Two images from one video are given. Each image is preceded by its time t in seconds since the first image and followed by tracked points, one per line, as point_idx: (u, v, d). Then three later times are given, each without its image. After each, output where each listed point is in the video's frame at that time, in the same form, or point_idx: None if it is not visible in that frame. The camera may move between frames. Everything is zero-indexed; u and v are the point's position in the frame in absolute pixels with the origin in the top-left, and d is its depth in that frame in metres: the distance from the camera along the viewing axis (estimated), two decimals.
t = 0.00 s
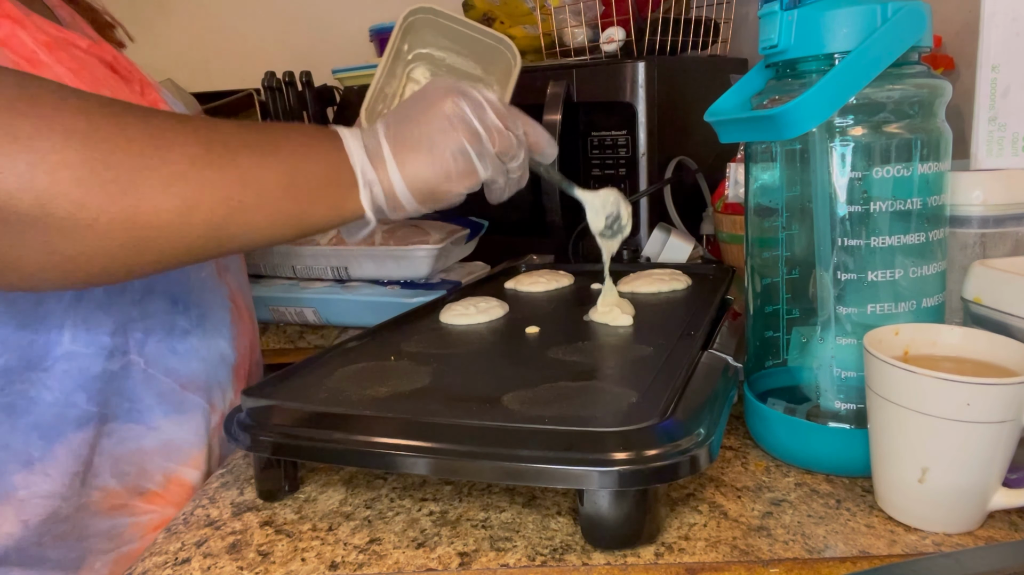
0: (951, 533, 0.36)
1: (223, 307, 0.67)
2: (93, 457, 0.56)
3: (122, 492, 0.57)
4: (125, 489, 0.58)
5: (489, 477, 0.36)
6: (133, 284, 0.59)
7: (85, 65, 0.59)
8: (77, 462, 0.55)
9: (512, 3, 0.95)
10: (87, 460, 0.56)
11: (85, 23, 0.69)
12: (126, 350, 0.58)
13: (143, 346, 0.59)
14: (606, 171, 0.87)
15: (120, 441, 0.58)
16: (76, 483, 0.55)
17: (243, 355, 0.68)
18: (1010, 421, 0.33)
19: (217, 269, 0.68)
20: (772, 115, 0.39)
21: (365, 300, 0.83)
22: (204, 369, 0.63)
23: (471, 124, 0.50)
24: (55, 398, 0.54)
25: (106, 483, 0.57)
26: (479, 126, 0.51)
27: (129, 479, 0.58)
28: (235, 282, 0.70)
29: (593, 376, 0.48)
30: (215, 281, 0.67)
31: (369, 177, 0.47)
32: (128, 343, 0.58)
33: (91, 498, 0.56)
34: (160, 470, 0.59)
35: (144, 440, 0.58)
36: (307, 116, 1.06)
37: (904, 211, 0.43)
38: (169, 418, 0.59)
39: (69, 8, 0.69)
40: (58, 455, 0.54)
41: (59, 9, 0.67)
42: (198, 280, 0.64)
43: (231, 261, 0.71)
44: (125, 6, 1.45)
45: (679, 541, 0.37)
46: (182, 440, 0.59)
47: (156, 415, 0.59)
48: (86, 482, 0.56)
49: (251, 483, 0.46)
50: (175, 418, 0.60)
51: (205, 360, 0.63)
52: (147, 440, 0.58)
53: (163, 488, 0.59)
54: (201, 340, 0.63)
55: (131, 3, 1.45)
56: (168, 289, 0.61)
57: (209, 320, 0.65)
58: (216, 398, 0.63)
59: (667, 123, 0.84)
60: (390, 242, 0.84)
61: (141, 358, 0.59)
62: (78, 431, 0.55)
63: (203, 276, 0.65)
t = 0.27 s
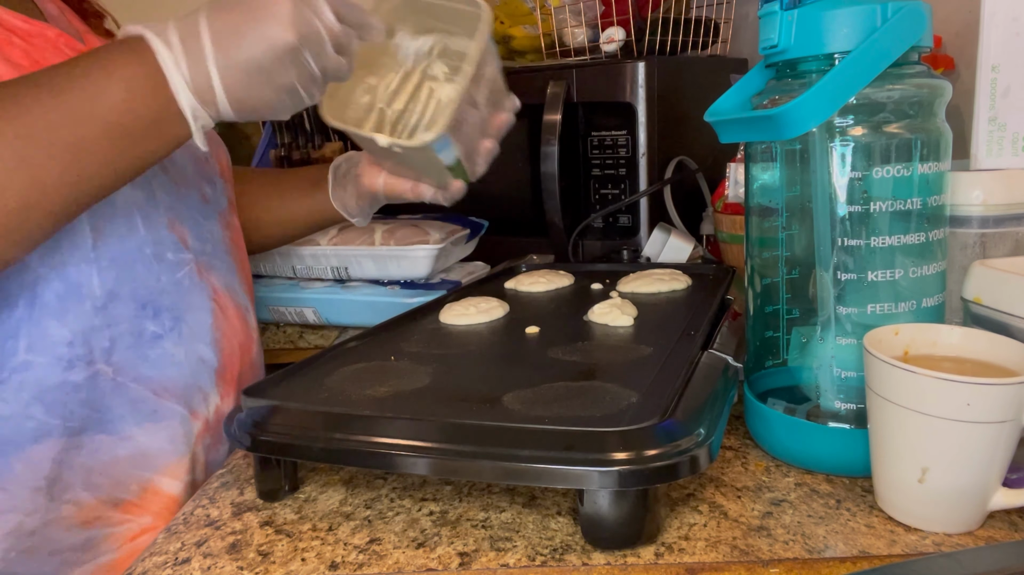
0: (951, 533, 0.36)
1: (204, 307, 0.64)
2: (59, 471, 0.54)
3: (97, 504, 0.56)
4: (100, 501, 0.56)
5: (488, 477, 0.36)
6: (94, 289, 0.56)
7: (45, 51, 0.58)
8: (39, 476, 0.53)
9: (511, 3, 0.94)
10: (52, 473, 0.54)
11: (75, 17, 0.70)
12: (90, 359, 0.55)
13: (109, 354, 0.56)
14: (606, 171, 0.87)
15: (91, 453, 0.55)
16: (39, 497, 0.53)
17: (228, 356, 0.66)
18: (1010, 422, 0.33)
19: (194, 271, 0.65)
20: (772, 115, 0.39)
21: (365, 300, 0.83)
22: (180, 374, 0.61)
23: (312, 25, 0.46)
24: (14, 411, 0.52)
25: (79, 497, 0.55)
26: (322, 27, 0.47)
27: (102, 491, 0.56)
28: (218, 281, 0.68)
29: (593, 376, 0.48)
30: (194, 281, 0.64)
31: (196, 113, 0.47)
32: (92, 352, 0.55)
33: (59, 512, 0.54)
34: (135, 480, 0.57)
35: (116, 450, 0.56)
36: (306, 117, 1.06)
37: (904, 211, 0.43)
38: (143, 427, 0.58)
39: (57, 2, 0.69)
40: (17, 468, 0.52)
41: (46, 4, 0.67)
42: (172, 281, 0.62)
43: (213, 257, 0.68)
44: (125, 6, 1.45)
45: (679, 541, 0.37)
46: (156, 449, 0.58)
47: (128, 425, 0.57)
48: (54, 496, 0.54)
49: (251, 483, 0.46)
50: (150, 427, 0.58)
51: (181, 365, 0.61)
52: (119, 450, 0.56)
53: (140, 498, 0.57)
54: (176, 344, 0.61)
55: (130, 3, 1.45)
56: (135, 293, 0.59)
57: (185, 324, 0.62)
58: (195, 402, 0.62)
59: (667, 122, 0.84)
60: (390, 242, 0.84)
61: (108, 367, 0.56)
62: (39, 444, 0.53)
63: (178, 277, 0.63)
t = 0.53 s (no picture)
0: (951, 533, 0.36)
1: (194, 309, 0.64)
2: (43, 473, 0.54)
3: (85, 509, 0.55)
4: (87, 506, 0.55)
5: (488, 477, 0.36)
6: (74, 290, 0.55)
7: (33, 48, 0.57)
8: (19, 479, 0.53)
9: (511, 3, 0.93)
10: (34, 476, 0.53)
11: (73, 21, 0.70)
12: (71, 360, 0.55)
13: (92, 356, 0.56)
14: (606, 171, 0.87)
15: (77, 457, 0.55)
16: (21, 500, 0.53)
17: (220, 358, 0.65)
18: (1010, 422, 0.33)
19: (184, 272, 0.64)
20: (772, 115, 0.39)
21: (365, 300, 0.83)
22: (166, 376, 0.60)
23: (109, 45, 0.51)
24: None
25: (66, 501, 0.55)
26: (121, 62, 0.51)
27: (90, 495, 0.55)
28: (210, 281, 0.67)
29: (593, 376, 0.48)
30: (183, 282, 0.63)
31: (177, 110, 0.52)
32: (73, 354, 0.55)
33: (45, 516, 0.54)
34: (123, 483, 0.57)
35: (103, 454, 0.56)
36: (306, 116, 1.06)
37: (904, 211, 0.43)
38: (130, 429, 0.57)
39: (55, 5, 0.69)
40: None
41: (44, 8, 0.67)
42: (159, 282, 0.61)
43: (206, 258, 0.67)
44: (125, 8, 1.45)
45: (679, 541, 0.37)
46: (145, 452, 0.58)
47: (114, 427, 0.56)
48: (40, 500, 0.54)
49: (251, 483, 0.46)
50: (137, 429, 0.57)
51: (168, 367, 0.60)
52: (107, 454, 0.56)
53: (129, 502, 0.57)
54: (163, 346, 0.60)
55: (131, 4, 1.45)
56: (118, 294, 0.58)
57: (173, 325, 0.61)
58: (184, 404, 0.61)
59: (667, 122, 0.84)
60: (390, 242, 0.84)
61: (91, 368, 0.56)
62: (19, 446, 0.53)
63: (167, 278, 0.62)
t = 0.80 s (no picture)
0: (951, 533, 0.36)
1: (194, 309, 0.63)
2: (41, 463, 0.55)
3: (81, 503, 0.57)
4: (84, 501, 0.57)
5: (488, 477, 0.36)
6: (72, 283, 0.55)
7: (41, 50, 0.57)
8: (18, 467, 0.54)
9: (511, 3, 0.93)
10: (33, 467, 0.55)
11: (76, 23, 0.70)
12: (67, 351, 0.55)
13: (88, 348, 0.56)
14: (606, 171, 0.87)
15: (74, 448, 0.56)
16: (22, 492, 0.55)
17: (219, 358, 0.65)
18: (1010, 422, 0.33)
19: (187, 271, 0.64)
20: (772, 115, 0.39)
21: (365, 300, 0.83)
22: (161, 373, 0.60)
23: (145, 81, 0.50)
24: None
25: (64, 493, 0.56)
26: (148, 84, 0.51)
27: (88, 489, 0.57)
28: (209, 281, 0.67)
29: (593, 376, 0.48)
30: (183, 281, 0.63)
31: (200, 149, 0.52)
32: (69, 345, 0.55)
33: (44, 508, 0.56)
34: (116, 481, 0.58)
35: (97, 448, 0.57)
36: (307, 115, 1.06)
37: (904, 211, 0.43)
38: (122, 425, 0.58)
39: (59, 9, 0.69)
40: None
41: (47, 10, 0.67)
42: (159, 281, 0.61)
43: (206, 258, 0.67)
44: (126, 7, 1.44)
45: (679, 541, 0.37)
46: (135, 450, 0.59)
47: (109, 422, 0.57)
48: (39, 491, 0.55)
49: (251, 483, 0.46)
50: (128, 425, 0.58)
51: (164, 365, 0.60)
52: (101, 449, 0.57)
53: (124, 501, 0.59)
54: (159, 343, 0.60)
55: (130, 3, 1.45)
56: (117, 289, 0.58)
57: (171, 323, 0.61)
58: (178, 404, 0.61)
59: (667, 122, 0.84)
60: (390, 242, 0.84)
61: (87, 361, 0.56)
62: (19, 434, 0.54)
63: (167, 276, 0.61)
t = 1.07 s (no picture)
0: (951, 533, 0.36)
1: (231, 302, 0.67)
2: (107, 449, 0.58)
3: (137, 484, 0.61)
4: (140, 482, 0.61)
5: (488, 477, 0.36)
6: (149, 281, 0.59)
7: (98, 66, 0.61)
8: (93, 454, 0.57)
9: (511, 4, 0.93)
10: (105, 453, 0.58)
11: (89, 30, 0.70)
12: (142, 344, 0.59)
13: (159, 341, 0.60)
14: (606, 171, 0.87)
15: (136, 434, 0.60)
16: (91, 476, 0.58)
17: (253, 350, 0.69)
18: (1010, 422, 0.33)
19: (224, 269, 0.68)
20: (772, 115, 0.39)
21: (365, 300, 0.83)
22: (217, 364, 0.64)
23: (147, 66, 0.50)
24: (75, 392, 0.56)
25: (122, 476, 0.60)
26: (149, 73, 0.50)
27: (143, 472, 0.61)
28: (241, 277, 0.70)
29: (593, 376, 0.48)
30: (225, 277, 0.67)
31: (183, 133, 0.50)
32: (144, 338, 0.59)
33: (105, 489, 0.60)
34: (173, 464, 0.62)
35: (157, 433, 0.61)
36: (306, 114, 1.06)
37: (904, 211, 0.43)
38: (182, 412, 0.62)
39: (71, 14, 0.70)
40: (77, 448, 0.56)
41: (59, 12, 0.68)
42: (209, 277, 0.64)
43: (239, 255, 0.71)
44: (125, 7, 1.44)
45: (679, 541, 0.37)
46: (194, 434, 0.62)
47: (170, 409, 0.61)
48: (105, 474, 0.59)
49: (251, 483, 0.46)
50: (188, 412, 0.62)
51: (218, 355, 0.64)
52: (161, 434, 0.61)
53: (177, 480, 0.62)
54: (212, 334, 0.64)
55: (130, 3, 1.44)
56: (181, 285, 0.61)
57: (220, 316, 0.65)
58: (227, 391, 0.65)
59: (667, 122, 0.84)
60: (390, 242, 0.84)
61: (156, 353, 0.60)
62: (98, 423, 0.57)
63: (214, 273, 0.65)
